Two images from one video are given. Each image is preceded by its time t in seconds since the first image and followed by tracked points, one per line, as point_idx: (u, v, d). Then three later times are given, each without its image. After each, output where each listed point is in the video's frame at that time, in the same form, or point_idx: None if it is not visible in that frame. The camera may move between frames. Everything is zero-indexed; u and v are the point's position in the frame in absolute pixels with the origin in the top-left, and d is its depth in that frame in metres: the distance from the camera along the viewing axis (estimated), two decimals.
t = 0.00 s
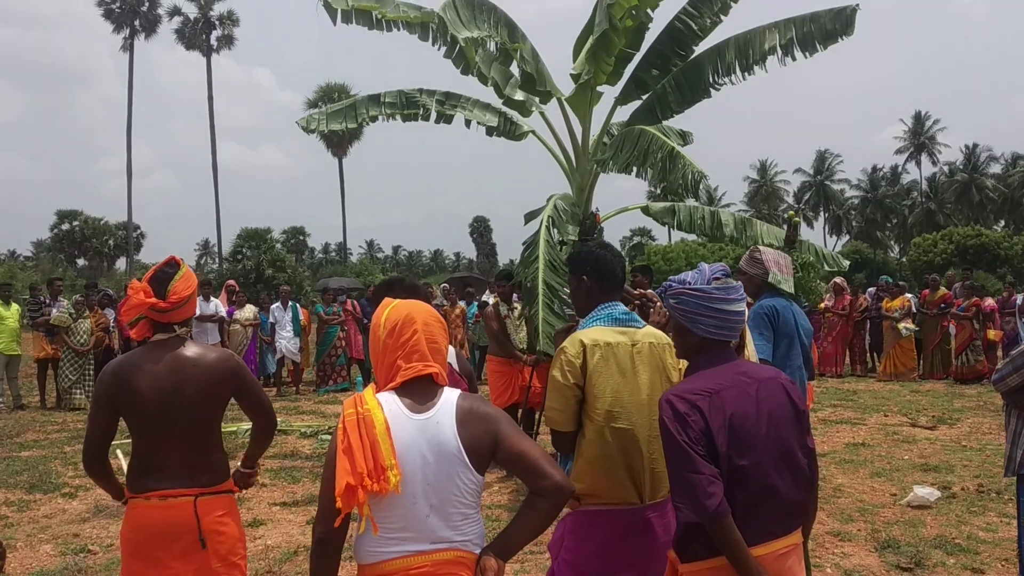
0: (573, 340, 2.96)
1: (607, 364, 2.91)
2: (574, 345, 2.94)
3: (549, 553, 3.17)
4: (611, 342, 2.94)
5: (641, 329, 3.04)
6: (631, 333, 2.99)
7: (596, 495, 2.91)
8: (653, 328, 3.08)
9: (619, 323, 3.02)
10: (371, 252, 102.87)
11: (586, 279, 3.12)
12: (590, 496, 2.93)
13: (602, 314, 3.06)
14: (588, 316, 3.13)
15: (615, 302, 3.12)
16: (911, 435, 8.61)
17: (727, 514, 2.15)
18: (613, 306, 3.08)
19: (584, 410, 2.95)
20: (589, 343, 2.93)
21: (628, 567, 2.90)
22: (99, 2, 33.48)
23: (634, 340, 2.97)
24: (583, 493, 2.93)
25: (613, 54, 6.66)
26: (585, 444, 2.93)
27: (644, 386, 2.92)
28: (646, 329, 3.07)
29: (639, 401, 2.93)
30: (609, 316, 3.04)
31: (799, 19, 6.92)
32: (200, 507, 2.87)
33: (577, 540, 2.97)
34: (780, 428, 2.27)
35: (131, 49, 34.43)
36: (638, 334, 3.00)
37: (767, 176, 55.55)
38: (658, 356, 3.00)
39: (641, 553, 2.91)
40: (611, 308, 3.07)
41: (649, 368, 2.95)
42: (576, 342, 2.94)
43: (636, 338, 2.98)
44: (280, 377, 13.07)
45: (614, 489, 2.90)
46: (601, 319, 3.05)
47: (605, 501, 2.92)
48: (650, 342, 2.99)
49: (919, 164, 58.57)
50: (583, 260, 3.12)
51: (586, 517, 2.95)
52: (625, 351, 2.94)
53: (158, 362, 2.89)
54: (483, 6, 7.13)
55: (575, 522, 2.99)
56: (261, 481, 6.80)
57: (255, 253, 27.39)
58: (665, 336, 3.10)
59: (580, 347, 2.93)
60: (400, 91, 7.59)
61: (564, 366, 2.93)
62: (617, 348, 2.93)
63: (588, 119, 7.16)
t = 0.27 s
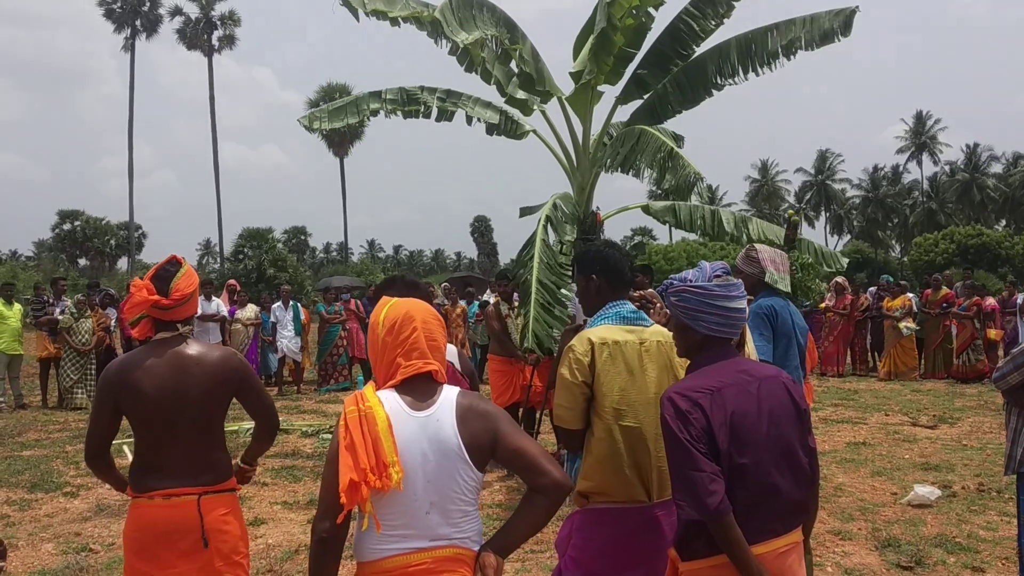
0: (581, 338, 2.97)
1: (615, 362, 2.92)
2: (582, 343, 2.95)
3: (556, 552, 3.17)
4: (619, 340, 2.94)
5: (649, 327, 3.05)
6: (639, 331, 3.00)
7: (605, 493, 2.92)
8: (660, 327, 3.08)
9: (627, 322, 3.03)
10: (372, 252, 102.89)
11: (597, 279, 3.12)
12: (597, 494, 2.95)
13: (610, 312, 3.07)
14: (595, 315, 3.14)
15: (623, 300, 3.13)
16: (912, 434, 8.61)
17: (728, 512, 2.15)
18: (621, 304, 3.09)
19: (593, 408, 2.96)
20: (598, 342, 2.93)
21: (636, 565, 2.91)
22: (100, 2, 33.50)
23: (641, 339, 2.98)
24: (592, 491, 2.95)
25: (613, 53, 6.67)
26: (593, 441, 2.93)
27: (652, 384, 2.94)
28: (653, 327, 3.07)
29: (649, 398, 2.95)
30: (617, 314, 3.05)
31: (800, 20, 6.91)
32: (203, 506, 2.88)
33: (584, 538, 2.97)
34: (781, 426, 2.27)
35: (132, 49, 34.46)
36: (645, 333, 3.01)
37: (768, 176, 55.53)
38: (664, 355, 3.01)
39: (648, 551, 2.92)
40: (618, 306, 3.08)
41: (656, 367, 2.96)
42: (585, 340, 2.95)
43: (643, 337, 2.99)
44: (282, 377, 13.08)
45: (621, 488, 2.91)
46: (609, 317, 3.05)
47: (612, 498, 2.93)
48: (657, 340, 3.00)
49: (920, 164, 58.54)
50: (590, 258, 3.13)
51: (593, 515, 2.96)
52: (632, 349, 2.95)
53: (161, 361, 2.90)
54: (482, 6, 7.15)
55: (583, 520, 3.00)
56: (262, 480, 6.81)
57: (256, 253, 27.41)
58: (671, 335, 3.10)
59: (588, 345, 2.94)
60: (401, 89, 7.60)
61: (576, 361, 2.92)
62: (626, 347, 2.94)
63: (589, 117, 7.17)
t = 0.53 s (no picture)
0: (582, 335, 2.97)
1: (614, 361, 2.93)
2: (583, 340, 2.96)
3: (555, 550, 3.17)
4: (620, 338, 2.95)
5: (650, 326, 3.06)
6: (640, 329, 3.01)
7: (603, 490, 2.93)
8: (661, 326, 3.09)
9: (628, 320, 3.04)
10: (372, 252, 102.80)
11: (598, 278, 3.13)
12: (597, 492, 2.95)
13: (612, 310, 3.07)
14: (597, 313, 3.14)
15: (625, 299, 3.13)
16: (912, 433, 8.61)
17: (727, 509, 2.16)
18: (622, 303, 3.10)
19: (594, 406, 2.96)
20: (599, 339, 2.94)
21: (636, 562, 2.91)
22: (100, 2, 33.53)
23: (643, 337, 2.99)
24: (591, 488, 2.96)
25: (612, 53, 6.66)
26: (594, 439, 2.94)
27: (651, 383, 2.94)
28: (655, 326, 3.08)
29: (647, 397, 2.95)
30: (619, 312, 3.06)
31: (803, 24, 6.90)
32: (202, 505, 2.89)
33: (583, 537, 2.98)
34: (780, 424, 2.27)
35: (132, 49, 34.48)
36: (647, 331, 3.02)
37: (768, 176, 55.52)
38: (665, 353, 3.01)
39: (647, 548, 2.92)
40: (620, 305, 3.08)
41: (657, 366, 2.97)
42: (586, 338, 2.95)
43: (645, 335, 3.00)
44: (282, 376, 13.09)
45: (618, 484, 2.91)
46: (611, 315, 3.06)
47: (612, 496, 2.93)
48: (658, 338, 3.01)
49: (921, 164, 58.52)
50: (591, 257, 3.14)
51: (593, 513, 2.97)
52: (634, 347, 2.95)
53: (160, 360, 2.90)
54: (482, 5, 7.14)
55: (582, 517, 3.00)
56: (262, 479, 6.82)
57: (257, 253, 27.42)
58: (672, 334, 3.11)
59: (589, 342, 2.94)
60: (401, 84, 7.61)
61: (574, 361, 2.93)
62: (627, 345, 2.95)
63: (590, 117, 7.17)
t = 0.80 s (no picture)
0: (577, 337, 2.97)
1: (609, 363, 2.92)
2: (577, 342, 2.96)
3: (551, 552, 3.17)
4: (614, 340, 2.95)
5: (645, 327, 3.05)
6: (635, 331, 3.00)
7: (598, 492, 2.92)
8: (656, 328, 3.08)
9: (622, 322, 3.03)
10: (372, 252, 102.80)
11: (594, 279, 3.14)
12: (592, 493, 2.95)
13: (606, 312, 3.07)
14: (591, 315, 3.14)
15: (618, 300, 3.13)
16: (911, 434, 8.60)
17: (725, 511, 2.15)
18: (616, 304, 3.09)
19: (588, 408, 2.96)
20: (593, 341, 2.94)
21: (631, 564, 2.90)
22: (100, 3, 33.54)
23: (637, 339, 2.98)
24: (585, 490, 2.95)
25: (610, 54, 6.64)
26: (589, 440, 2.94)
27: (646, 385, 2.93)
28: (650, 327, 3.07)
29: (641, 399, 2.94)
30: (613, 314, 3.05)
31: (806, 28, 6.88)
32: (200, 507, 2.88)
33: (577, 538, 2.98)
34: (779, 426, 2.27)
35: (132, 49, 34.49)
36: (641, 333, 3.01)
37: (768, 176, 55.53)
38: (660, 355, 3.00)
39: (641, 549, 2.90)
40: (614, 307, 3.08)
41: (652, 368, 2.96)
42: (580, 340, 2.96)
43: (639, 337, 2.99)
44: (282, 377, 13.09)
45: (613, 486, 2.91)
46: (605, 317, 3.05)
47: (606, 497, 2.93)
48: (653, 340, 3.00)
49: (921, 164, 58.52)
50: (587, 259, 3.14)
51: (587, 515, 2.96)
52: (628, 349, 2.95)
53: (158, 361, 2.90)
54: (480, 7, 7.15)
55: (577, 519, 3.00)
56: (261, 481, 6.81)
57: (257, 253, 27.42)
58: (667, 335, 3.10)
59: (583, 345, 2.94)
60: (400, 82, 7.60)
61: (568, 363, 2.93)
62: (621, 347, 2.94)
63: (588, 118, 7.15)
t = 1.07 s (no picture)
0: (570, 339, 2.97)
1: (603, 365, 2.92)
2: (571, 344, 2.95)
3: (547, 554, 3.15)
4: (608, 342, 2.94)
5: (638, 328, 3.04)
6: (628, 332, 3.00)
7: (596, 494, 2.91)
8: (650, 328, 3.08)
9: (616, 323, 3.03)
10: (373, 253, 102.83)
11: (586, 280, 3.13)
12: (586, 494, 2.93)
13: (600, 313, 3.06)
14: (584, 316, 3.13)
15: (610, 301, 3.13)
16: (913, 434, 8.59)
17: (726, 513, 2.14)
18: (608, 305, 3.09)
19: (581, 410, 2.96)
20: (587, 343, 2.93)
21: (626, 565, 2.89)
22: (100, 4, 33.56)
23: (630, 340, 2.98)
24: (580, 492, 2.94)
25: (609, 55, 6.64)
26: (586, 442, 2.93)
27: (641, 386, 2.93)
28: (643, 328, 3.07)
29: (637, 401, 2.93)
30: (606, 315, 3.05)
31: (808, 27, 6.86)
32: (199, 510, 2.87)
33: (572, 540, 2.96)
34: (778, 427, 2.26)
35: (132, 50, 34.50)
36: (635, 334, 3.01)
37: (769, 177, 55.51)
38: (654, 356, 3.00)
39: (636, 549, 2.89)
40: (606, 308, 3.08)
41: (646, 369, 2.95)
42: (573, 341, 2.95)
43: (632, 338, 2.99)
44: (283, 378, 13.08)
45: (610, 487, 2.90)
46: (598, 319, 3.05)
47: (601, 498, 2.91)
48: (646, 341, 2.99)
49: (922, 164, 58.49)
50: (581, 261, 3.13)
51: (582, 516, 2.95)
52: (620, 350, 2.94)
53: (158, 362, 2.89)
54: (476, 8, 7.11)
55: (572, 520, 2.99)
56: (262, 482, 6.81)
57: (258, 254, 27.42)
58: (662, 336, 3.10)
59: (577, 346, 2.94)
60: (400, 86, 7.60)
61: (563, 366, 2.93)
62: (614, 348, 2.94)
63: (588, 119, 7.17)
